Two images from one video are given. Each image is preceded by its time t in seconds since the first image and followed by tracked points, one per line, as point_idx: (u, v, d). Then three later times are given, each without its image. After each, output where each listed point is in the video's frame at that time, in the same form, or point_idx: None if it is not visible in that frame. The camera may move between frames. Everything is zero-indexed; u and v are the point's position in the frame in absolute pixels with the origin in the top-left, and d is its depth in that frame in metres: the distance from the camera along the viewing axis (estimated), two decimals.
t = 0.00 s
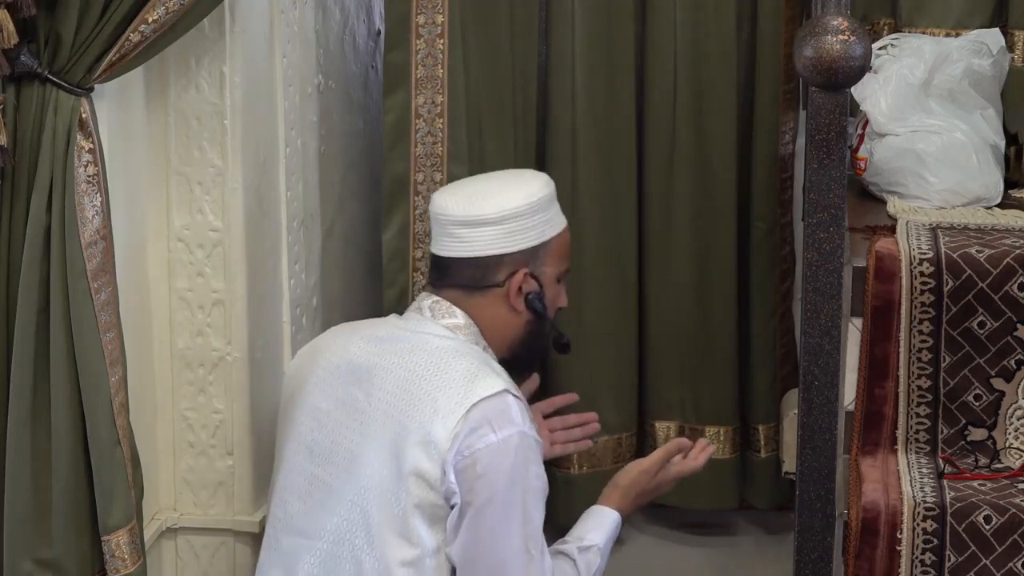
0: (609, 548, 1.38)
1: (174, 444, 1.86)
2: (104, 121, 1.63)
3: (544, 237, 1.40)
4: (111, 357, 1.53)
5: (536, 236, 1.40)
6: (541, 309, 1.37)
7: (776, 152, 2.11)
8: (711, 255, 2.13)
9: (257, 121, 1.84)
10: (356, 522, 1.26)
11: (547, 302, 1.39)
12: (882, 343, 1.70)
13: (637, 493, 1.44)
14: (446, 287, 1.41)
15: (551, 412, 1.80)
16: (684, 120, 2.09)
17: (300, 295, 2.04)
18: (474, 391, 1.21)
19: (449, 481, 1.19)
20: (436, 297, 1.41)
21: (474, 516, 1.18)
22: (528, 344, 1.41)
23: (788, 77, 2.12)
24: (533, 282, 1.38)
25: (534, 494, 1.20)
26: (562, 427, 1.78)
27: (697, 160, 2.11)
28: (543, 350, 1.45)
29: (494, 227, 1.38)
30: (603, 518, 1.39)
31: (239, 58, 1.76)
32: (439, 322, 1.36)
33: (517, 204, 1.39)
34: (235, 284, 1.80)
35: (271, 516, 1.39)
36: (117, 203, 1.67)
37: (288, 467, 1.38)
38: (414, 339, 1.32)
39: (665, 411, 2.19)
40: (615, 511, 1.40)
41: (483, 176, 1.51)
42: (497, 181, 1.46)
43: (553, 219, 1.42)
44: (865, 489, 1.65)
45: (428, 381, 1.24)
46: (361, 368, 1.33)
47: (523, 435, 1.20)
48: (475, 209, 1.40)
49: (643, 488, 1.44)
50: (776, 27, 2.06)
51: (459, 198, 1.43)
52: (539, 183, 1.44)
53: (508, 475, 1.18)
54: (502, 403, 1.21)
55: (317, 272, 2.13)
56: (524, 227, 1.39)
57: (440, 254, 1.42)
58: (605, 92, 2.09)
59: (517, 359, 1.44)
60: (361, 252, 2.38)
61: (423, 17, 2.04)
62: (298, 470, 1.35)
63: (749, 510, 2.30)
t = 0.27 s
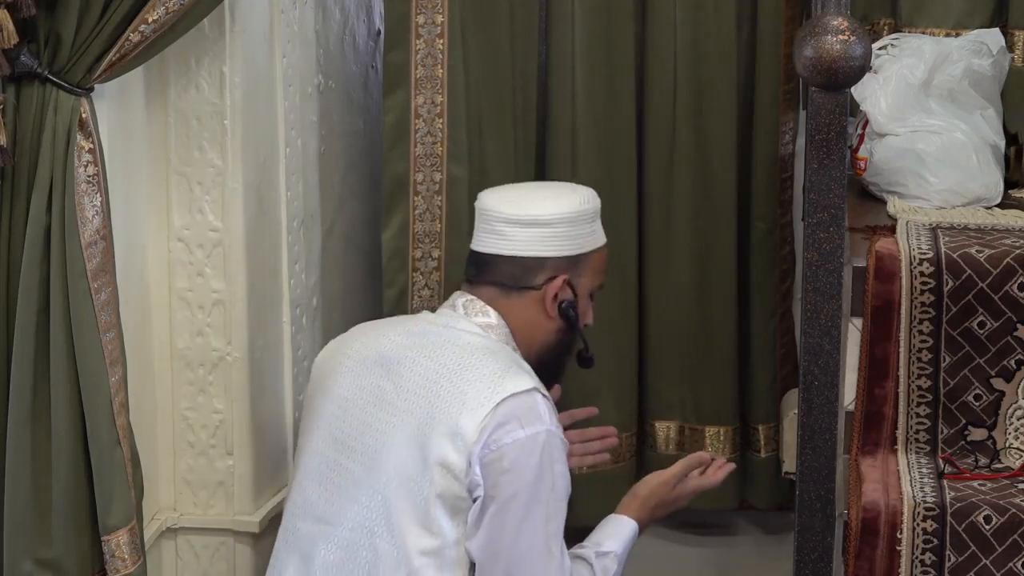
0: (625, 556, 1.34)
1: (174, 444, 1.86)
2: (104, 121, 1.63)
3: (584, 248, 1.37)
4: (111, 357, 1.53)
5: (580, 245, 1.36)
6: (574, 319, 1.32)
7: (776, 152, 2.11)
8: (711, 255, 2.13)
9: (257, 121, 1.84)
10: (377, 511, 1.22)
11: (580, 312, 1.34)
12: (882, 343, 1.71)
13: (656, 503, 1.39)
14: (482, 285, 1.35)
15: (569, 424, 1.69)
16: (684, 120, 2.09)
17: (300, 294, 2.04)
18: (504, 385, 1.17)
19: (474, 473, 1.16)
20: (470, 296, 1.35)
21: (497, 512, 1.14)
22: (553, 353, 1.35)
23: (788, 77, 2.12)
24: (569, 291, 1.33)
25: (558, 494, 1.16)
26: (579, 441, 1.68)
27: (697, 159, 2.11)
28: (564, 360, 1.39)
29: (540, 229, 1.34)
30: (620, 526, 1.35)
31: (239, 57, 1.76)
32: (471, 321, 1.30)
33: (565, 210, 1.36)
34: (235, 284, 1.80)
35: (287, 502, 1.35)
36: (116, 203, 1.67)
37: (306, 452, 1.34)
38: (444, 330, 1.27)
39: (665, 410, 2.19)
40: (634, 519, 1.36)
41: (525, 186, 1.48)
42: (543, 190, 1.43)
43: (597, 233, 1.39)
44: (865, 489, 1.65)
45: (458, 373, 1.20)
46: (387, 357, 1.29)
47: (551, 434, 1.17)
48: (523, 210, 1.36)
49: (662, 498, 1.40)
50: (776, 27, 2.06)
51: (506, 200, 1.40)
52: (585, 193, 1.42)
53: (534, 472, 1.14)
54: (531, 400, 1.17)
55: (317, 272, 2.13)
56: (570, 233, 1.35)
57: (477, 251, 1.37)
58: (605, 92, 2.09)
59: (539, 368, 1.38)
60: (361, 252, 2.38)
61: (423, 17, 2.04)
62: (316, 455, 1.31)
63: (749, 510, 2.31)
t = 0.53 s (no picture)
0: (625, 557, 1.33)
1: (174, 444, 1.86)
2: (104, 121, 1.63)
3: (585, 249, 1.36)
4: (111, 357, 1.53)
5: (582, 246, 1.36)
6: (578, 320, 1.32)
7: (776, 152, 2.11)
8: (710, 255, 2.13)
9: (257, 121, 1.84)
10: (379, 508, 1.21)
11: (584, 313, 1.34)
12: (882, 343, 1.71)
13: (655, 505, 1.39)
14: (485, 287, 1.35)
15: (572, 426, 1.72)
16: (684, 120, 2.09)
17: (300, 294, 2.04)
18: (507, 385, 1.16)
19: (476, 472, 1.14)
20: (473, 296, 1.34)
21: (500, 510, 1.13)
22: (557, 354, 1.35)
23: (788, 77, 2.12)
24: (574, 292, 1.33)
25: (560, 493, 1.15)
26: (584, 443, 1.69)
27: (697, 159, 2.11)
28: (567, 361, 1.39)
29: (542, 231, 1.34)
30: (619, 528, 1.34)
31: (240, 57, 1.76)
32: (474, 321, 1.30)
33: (567, 211, 1.36)
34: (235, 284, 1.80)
35: (291, 499, 1.35)
36: (116, 203, 1.67)
37: (310, 448, 1.34)
38: (450, 330, 1.27)
39: (665, 411, 2.19)
40: (632, 520, 1.36)
41: (526, 186, 1.48)
42: (544, 190, 1.44)
43: (598, 232, 1.39)
44: (865, 489, 1.65)
45: (461, 372, 1.20)
46: (392, 356, 1.29)
47: (554, 433, 1.15)
48: (524, 212, 1.37)
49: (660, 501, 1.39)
50: (776, 27, 2.06)
51: (507, 201, 1.40)
52: (586, 193, 1.42)
53: (537, 472, 1.13)
54: (535, 400, 1.16)
55: (317, 272, 2.13)
56: (571, 234, 1.35)
57: (481, 253, 1.37)
58: (605, 92, 2.09)
59: (542, 369, 1.37)
60: (361, 252, 2.38)
61: (423, 17, 2.04)
62: (321, 452, 1.31)
63: (749, 510, 2.31)
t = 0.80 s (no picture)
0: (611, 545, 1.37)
1: (174, 444, 1.86)
2: (104, 121, 1.63)
3: (547, 239, 1.40)
4: (111, 357, 1.53)
5: (542, 237, 1.39)
6: (549, 308, 1.36)
7: (776, 152, 2.11)
8: (711, 255, 2.13)
9: (257, 121, 1.84)
10: (359, 517, 1.24)
11: (554, 301, 1.38)
12: (882, 343, 1.70)
13: (638, 491, 1.42)
14: (454, 287, 1.40)
15: (556, 411, 1.74)
16: (684, 120, 2.09)
17: (300, 294, 2.04)
18: (480, 387, 1.20)
19: (454, 476, 1.18)
20: (442, 297, 1.40)
21: (480, 513, 1.17)
22: (532, 345, 1.39)
23: (788, 77, 2.12)
24: (541, 281, 1.37)
25: (539, 490, 1.19)
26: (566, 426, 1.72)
27: (697, 159, 2.11)
28: (546, 352, 1.43)
29: (500, 226, 1.38)
30: (604, 517, 1.37)
31: (240, 58, 1.76)
32: (445, 320, 1.35)
33: (523, 203, 1.39)
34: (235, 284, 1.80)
35: (272, 514, 1.37)
36: (117, 203, 1.67)
37: (287, 462, 1.36)
38: (420, 336, 1.30)
39: (665, 411, 2.19)
40: (617, 508, 1.39)
41: (486, 180, 1.52)
42: (502, 184, 1.47)
43: (557, 221, 1.42)
44: (865, 489, 1.65)
45: (434, 377, 1.23)
46: (364, 364, 1.31)
47: (529, 432, 1.19)
48: (482, 209, 1.40)
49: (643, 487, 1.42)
50: (776, 27, 2.06)
51: (465, 199, 1.43)
52: (543, 184, 1.45)
53: (515, 472, 1.17)
54: (508, 400, 1.20)
55: (317, 272, 2.13)
56: (530, 226, 1.39)
57: (445, 255, 1.41)
58: (605, 92, 2.09)
59: (520, 360, 1.42)
60: (361, 252, 2.38)
61: (423, 17, 2.04)
62: (299, 466, 1.33)
63: (749, 510, 2.31)
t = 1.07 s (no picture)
0: (591, 532, 1.37)
1: (174, 444, 1.86)
2: (104, 121, 1.63)
3: (502, 232, 1.41)
4: (111, 357, 1.53)
5: (497, 230, 1.40)
6: (512, 302, 1.38)
7: (776, 152, 2.11)
8: (710, 255, 2.13)
9: (257, 121, 1.84)
10: (334, 531, 1.25)
11: (516, 293, 1.40)
12: (882, 343, 1.70)
13: (617, 472, 1.43)
14: (413, 290, 1.41)
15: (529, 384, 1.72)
16: (684, 121, 2.09)
17: (300, 294, 2.04)
18: (446, 393, 1.21)
19: (426, 486, 1.19)
20: (403, 301, 1.41)
21: (456, 520, 1.18)
22: (497, 341, 1.41)
23: (788, 77, 2.12)
24: (501, 275, 1.38)
25: (512, 491, 1.21)
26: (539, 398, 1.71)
27: (697, 160, 2.11)
28: (511, 347, 1.45)
29: (454, 224, 1.38)
30: (583, 504, 1.38)
31: (239, 58, 1.76)
32: (408, 325, 1.36)
33: (476, 199, 1.40)
34: (235, 284, 1.80)
35: (252, 531, 1.38)
36: (117, 203, 1.67)
37: (264, 478, 1.37)
38: (384, 344, 1.31)
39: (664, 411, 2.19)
40: (595, 493, 1.40)
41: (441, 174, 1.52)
42: (456, 178, 1.47)
43: (512, 212, 1.43)
44: (865, 489, 1.65)
45: (398, 386, 1.24)
46: (331, 376, 1.32)
47: (497, 435, 1.21)
48: (435, 208, 1.40)
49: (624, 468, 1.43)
50: (776, 27, 2.06)
51: (419, 198, 1.44)
52: (496, 176, 1.45)
53: (486, 477, 1.18)
54: (475, 404, 1.21)
55: (317, 272, 2.13)
56: (483, 222, 1.39)
57: (404, 257, 1.43)
58: (605, 92, 2.09)
59: (487, 357, 1.43)
60: (360, 252, 2.38)
61: (423, 17, 2.04)
62: (274, 482, 1.35)
63: (748, 510, 2.34)
